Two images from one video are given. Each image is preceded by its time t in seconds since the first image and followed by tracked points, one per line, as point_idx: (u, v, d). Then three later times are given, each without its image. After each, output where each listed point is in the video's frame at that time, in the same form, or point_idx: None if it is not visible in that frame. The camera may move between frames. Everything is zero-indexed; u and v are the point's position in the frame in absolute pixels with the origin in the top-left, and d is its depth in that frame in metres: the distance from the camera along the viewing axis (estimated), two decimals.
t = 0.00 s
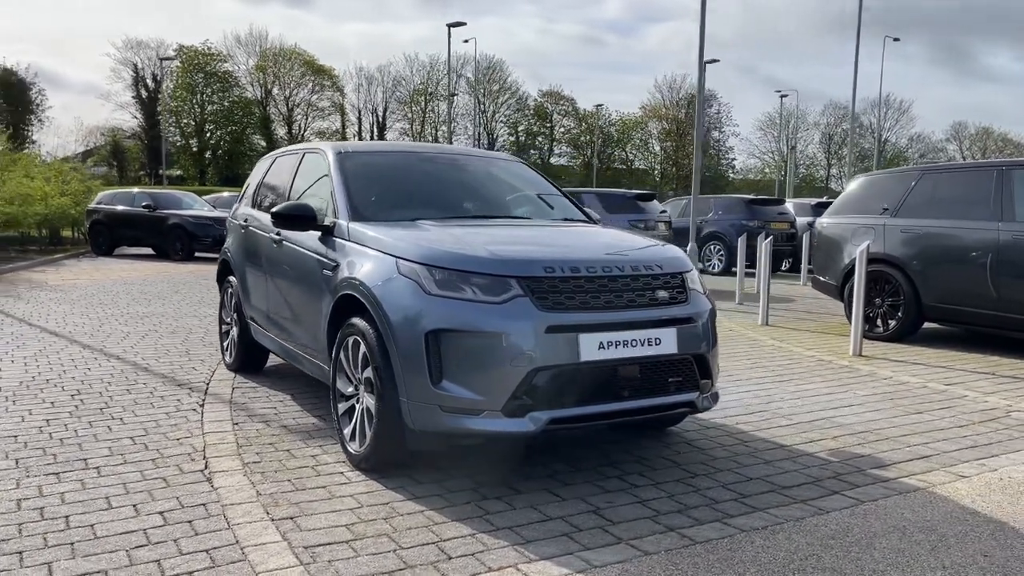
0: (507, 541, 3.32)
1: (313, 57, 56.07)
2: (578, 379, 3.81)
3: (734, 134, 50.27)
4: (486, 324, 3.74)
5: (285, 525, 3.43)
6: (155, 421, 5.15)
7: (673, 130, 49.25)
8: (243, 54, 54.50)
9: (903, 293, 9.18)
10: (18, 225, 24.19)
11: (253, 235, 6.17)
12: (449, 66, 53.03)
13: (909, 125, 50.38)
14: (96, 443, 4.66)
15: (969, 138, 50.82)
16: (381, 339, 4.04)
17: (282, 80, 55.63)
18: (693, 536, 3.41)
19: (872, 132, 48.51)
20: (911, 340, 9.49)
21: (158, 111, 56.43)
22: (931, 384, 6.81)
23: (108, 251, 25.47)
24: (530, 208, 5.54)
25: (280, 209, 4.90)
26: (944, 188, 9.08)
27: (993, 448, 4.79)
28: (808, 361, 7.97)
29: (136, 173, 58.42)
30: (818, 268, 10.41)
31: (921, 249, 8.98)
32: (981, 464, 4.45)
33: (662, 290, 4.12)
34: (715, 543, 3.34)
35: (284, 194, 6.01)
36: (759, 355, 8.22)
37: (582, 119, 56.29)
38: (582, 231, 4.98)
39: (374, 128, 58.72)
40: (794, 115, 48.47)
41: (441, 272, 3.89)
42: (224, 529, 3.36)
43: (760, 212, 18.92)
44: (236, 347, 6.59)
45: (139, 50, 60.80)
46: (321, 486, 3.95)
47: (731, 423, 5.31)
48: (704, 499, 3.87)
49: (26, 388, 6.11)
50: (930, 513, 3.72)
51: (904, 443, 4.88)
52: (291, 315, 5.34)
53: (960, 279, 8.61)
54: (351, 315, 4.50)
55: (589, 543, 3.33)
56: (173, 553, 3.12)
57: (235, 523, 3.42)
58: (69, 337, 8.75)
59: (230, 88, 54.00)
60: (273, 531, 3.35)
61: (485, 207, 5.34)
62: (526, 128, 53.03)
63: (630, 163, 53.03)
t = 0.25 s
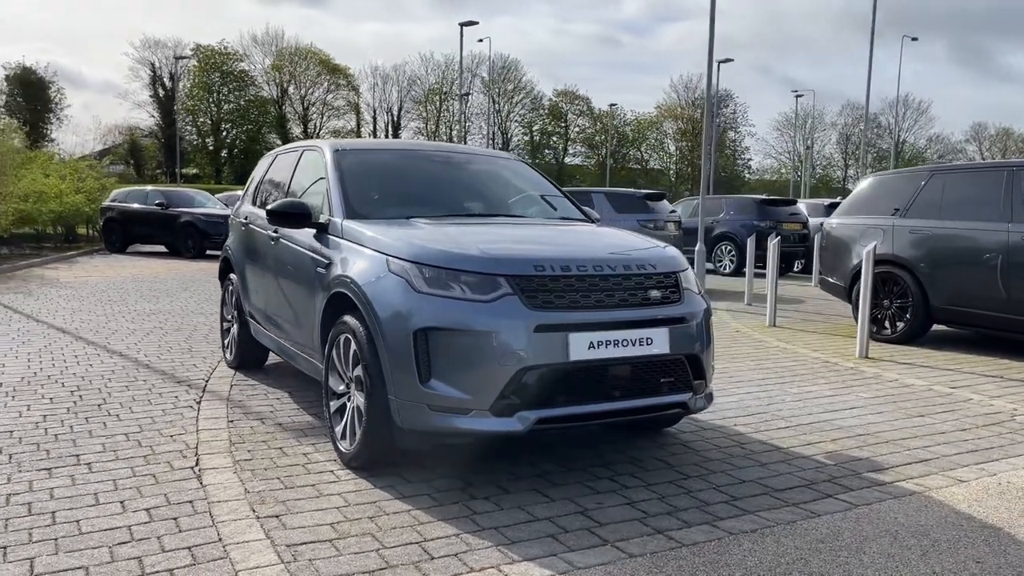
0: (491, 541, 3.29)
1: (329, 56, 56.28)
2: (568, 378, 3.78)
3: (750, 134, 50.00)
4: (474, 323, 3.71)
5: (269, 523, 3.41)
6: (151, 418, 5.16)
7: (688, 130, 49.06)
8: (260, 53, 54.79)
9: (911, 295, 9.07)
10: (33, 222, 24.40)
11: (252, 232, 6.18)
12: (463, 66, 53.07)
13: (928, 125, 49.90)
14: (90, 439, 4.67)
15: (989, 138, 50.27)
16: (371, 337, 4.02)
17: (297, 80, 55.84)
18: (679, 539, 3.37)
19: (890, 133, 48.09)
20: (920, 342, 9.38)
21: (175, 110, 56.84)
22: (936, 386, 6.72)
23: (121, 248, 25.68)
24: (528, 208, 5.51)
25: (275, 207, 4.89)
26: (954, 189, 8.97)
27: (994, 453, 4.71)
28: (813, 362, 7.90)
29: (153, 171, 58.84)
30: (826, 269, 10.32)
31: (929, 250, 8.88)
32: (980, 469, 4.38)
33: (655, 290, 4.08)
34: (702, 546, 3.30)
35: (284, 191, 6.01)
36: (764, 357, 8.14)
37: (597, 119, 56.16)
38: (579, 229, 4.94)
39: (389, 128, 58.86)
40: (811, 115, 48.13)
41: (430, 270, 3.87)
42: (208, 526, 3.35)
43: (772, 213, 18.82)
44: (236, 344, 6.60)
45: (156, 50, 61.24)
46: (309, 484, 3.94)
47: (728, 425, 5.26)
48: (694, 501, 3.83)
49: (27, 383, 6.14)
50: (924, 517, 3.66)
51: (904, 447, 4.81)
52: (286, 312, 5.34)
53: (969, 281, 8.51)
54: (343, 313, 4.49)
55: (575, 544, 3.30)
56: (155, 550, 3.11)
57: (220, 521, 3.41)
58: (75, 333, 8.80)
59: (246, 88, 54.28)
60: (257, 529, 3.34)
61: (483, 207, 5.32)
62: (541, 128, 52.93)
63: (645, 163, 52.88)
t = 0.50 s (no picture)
0: (471, 544, 3.26)
1: (345, 56, 56.45)
2: (554, 379, 3.74)
3: (767, 134, 49.67)
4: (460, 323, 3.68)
5: (250, 522, 3.40)
6: (146, 415, 5.17)
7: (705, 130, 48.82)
8: (277, 53, 55.05)
9: (919, 297, 8.95)
10: (49, 220, 24.60)
11: (251, 231, 6.19)
12: (479, 65, 53.07)
13: (949, 125, 49.37)
14: (82, 436, 4.68)
15: (1011, 139, 49.64)
16: (358, 337, 4.00)
17: (314, 80, 56.07)
18: (663, 543, 3.33)
19: (910, 133, 47.63)
20: (929, 344, 9.26)
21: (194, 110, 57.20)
22: (942, 390, 6.62)
23: (136, 247, 25.86)
24: (524, 208, 5.49)
25: (268, 205, 4.88)
26: (964, 190, 8.84)
27: (994, 458, 4.62)
28: (818, 364, 7.80)
29: (171, 170, 59.26)
30: (834, 270, 10.21)
31: (938, 252, 8.76)
32: (978, 474, 4.29)
33: (645, 290, 4.03)
34: (685, 550, 3.26)
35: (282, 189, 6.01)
36: (768, 358, 8.06)
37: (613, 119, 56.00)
38: (573, 229, 4.90)
39: (405, 127, 58.98)
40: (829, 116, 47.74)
41: (417, 269, 3.84)
42: (189, 525, 3.34)
43: (785, 214, 18.68)
44: (235, 342, 6.60)
45: (175, 50, 61.68)
46: (295, 484, 3.92)
47: (724, 428, 5.19)
48: (683, 505, 3.78)
49: (27, 380, 6.17)
50: (916, 524, 3.59)
51: (902, 451, 4.73)
52: (280, 311, 5.34)
53: (978, 284, 8.38)
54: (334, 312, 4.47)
55: (556, 548, 3.26)
56: (133, 549, 3.10)
57: (201, 520, 3.39)
58: (80, 331, 8.85)
59: (264, 87, 54.55)
60: (237, 528, 3.32)
61: (480, 206, 5.30)
62: (556, 128, 52.82)
63: (661, 163, 52.71)
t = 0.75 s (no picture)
0: (455, 548, 3.23)
1: (360, 56, 56.58)
2: (543, 382, 3.71)
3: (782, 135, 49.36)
4: (447, 325, 3.65)
5: (235, 524, 3.38)
6: (141, 415, 5.17)
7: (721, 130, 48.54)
8: (293, 54, 55.25)
9: (927, 300, 8.85)
10: (64, 219, 24.80)
11: (250, 231, 6.20)
12: (494, 66, 53.05)
13: (968, 126, 48.86)
14: (77, 435, 4.69)
15: None
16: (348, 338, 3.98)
17: (329, 80, 56.29)
18: (650, 549, 3.29)
19: (927, 134, 47.17)
20: (938, 348, 9.15)
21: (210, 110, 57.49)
22: (947, 395, 6.53)
23: (148, 246, 26.00)
24: (521, 210, 5.47)
25: (262, 206, 4.87)
26: (974, 192, 8.73)
27: (995, 465, 4.54)
28: (823, 368, 7.72)
29: (187, 170, 59.60)
30: (842, 271, 10.12)
31: (946, 255, 8.66)
32: (978, 482, 4.22)
33: (637, 293, 3.99)
34: (672, 557, 3.22)
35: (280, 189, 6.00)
36: (773, 362, 7.98)
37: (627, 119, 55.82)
38: (569, 230, 4.86)
39: (420, 127, 59.04)
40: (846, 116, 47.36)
41: (406, 270, 3.81)
42: (173, 527, 3.32)
43: (798, 215, 18.54)
44: (236, 342, 6.61)
45: (192, 50, 62.04)
46: (284, 485, 3.91)
47: (722, 432, 5.14)
48: (673, 510, 3.74)
49: (28, 379, 6.20)
50: (910, 532, 3.53)
51: (901, 457, 4.66)
52: (276, 311, 5.34)
53: (986, 287, 8.28)
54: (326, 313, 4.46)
55: (541, 553, 3.23)
56: (115, 550, 3.09)
57: (186, 522, 3.38)
58: (86, 330, 8.89)
59: (279, 87, 54.76)
60: (222, 530, 3.31)
61: (476, 208, 5.27)
62: (570, 128, 52.63)
63: (676, 164, 52.61)
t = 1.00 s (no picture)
0: (439, 551, 3.22)
1: (378, 57, 56.71)
2: (531, 384, 3.68)
3: (802, 135, 48.95)
4: (435, 325, 3.64)
5: (221, 524, 3.38)
6: (140, 414, 5.20)
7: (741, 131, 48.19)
8: (312, 55, 55.48)
9: (938, 303, 8.73)
10: (82, 218, 25.03)
11: (252, 231, 6.23)
12: (512, 66, 53.00)
13: (991, 127, 48.21)
14: (74, 433, 4.72)
15: None
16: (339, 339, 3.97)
17: (348, 80, 56.51)
18: (635, 554, 3.26)
19: (950, 134, 46.60)
20: (949, 352, 9.03)
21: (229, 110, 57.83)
22: (955, 399, 6.43)
23: (165, 245, 26.22)
24: (520, 210, 5.45)
25: (260, 205, 4.89)
26: (985, 194, 8.62)
27: (997, 472, 4.46)
28: (830, 371, 7.64)
29: (207, 170, 59.99)
30: (853, 274, 10.01)
31: (957, 258, 8.54)
32: (977, 488, 4.15)
33: (630, 294, 3.95)
34: (657, 562, 3.18)
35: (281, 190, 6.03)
36: (780, 364, 7.90)
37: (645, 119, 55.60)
38: (566, 230, 4.84)
39: (437, 128, 59.12)
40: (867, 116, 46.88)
41: (396, 270, 3.80)
42: (160, 526, 3.33)
43: (813, 216, 18.39)
44: (238, 341, 6.64)
45: (212, 51, 62.45)
46: (274, 486, 3.91)
47: (720, 435, 5.09)
48: (663, 514, 3.70)
49: (32, 377, 6.25)
50: (903, 539, 3.48)
51: (901, 463, 4.59)
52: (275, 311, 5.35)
53: (997, 290, 8.16)
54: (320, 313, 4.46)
55: (525, 556, 3.21)
56: (100, 549, 3.10)
57: (173, 521, 3.38)
58: (94, 328, 8.96)
59: (298, 88, 54.99)
60: (207, 530, 3.30)
61: (474, 208, 5.26)
62: (588, 129, 52.46)
63: (694, 164, 52.72)
